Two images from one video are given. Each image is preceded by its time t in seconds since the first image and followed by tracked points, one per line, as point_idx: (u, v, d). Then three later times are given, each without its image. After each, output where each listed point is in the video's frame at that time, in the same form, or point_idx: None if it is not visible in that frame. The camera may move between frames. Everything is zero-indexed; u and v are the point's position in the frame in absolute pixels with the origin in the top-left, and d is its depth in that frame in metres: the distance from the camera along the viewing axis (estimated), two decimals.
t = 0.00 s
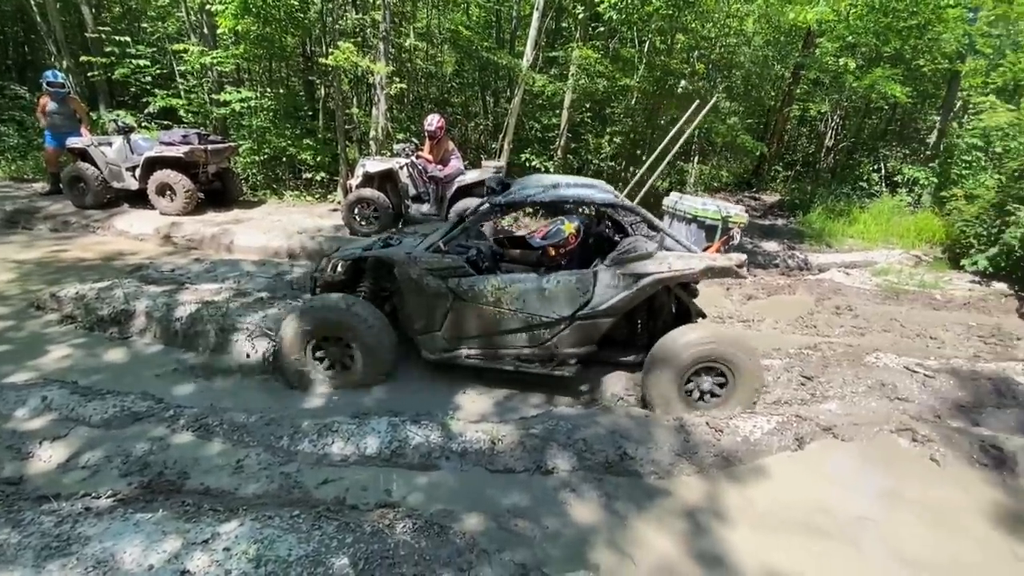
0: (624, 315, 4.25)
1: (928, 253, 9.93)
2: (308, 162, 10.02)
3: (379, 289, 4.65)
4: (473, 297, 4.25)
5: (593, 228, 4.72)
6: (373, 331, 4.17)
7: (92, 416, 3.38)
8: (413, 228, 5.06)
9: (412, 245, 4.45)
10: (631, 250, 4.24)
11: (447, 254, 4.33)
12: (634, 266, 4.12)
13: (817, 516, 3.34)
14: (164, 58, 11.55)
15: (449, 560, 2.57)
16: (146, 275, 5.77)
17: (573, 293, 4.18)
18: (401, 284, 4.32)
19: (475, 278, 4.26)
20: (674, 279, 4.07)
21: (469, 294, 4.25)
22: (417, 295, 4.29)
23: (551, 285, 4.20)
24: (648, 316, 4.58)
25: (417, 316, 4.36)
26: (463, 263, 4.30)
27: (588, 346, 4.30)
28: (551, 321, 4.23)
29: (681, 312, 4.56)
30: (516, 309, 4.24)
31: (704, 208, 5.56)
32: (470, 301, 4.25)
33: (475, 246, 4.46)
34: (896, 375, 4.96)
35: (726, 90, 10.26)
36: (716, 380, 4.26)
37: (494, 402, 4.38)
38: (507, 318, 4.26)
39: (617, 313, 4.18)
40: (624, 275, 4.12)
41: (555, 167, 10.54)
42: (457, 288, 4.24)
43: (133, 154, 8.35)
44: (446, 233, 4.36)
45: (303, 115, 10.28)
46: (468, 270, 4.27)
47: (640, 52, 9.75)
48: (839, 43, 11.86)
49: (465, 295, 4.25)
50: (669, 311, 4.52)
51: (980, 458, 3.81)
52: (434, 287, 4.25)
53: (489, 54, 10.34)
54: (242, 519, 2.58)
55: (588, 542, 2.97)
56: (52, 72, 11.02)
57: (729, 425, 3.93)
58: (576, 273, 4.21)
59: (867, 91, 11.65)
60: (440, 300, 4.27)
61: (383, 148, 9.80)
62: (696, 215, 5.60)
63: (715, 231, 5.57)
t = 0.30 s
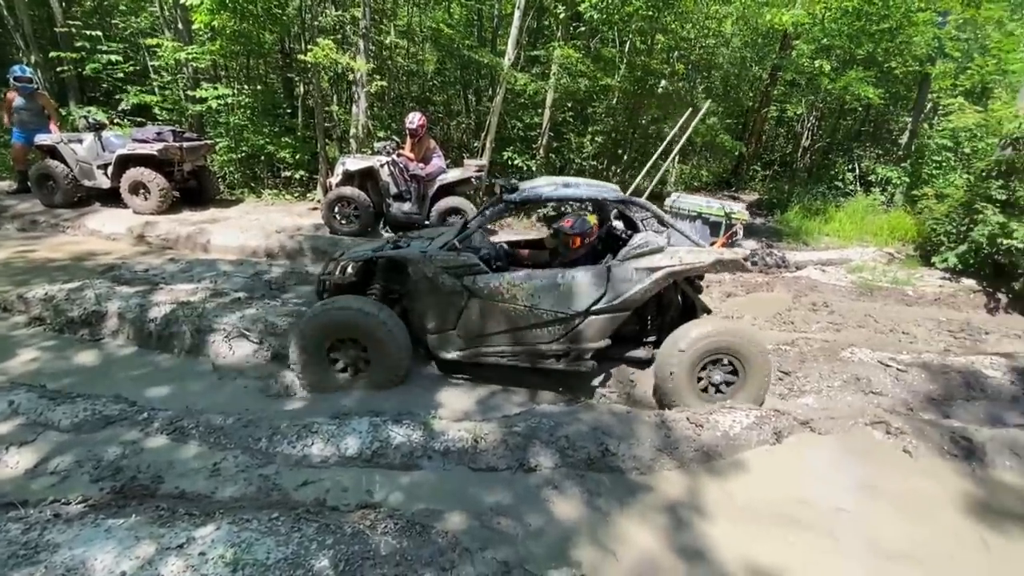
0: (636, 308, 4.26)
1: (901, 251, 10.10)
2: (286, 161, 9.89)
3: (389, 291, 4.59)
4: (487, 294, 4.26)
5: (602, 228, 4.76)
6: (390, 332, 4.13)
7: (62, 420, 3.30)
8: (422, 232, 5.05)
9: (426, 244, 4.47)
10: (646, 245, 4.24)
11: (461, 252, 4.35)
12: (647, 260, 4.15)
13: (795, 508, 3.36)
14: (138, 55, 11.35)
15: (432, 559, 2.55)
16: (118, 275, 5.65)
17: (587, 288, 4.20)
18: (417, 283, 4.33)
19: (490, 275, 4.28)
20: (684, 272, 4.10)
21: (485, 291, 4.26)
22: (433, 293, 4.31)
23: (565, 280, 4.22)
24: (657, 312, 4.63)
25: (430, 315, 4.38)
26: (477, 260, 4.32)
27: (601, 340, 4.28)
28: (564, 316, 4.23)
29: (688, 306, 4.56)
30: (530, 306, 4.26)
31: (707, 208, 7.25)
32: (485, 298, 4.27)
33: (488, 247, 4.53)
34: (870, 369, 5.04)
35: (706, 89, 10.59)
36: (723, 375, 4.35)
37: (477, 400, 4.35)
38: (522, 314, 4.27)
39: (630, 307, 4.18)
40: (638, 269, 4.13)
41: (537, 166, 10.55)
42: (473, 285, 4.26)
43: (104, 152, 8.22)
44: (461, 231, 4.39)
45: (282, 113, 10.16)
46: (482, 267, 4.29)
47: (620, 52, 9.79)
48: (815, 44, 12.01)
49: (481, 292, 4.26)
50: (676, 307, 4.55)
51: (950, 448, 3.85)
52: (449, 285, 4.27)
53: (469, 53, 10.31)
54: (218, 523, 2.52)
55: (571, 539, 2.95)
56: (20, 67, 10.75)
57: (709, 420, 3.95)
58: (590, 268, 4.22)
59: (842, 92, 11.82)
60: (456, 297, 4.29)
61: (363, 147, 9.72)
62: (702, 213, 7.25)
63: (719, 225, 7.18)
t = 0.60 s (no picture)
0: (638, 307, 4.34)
1: (872, 249, 10.29)
2: (261, 160, 9.74)
3: (390, 295, 4.61)
4: (493, 296, 4.25)
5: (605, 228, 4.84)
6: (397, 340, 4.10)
7: (26, 428, 3.22)
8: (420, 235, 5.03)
9: (430, 247, 4.46)
10: (648, 245, 4.34)
11: (467, 254, 4.35)
12: (650, 260, 4.25)
13: (768, 503, 3.41)
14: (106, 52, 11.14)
15: (408, 562, 2.54)
16: (86, 277, 5.54)
17: (592, 289, 4.24)
18: (421, 286, 4.31)
19: (495, 276, 4.28)
20: (686, 271, 4.22)
21: (490, 293, 4.25)
22: (437, 296, 4.29)
23: (572, 281, 4.25)
24: (657, 310, 4.71)
25: (434, 317, 4.34)
26: (482, 262, 4.33)
27: (606, 339, 4.34)
28: (571, 315, 4.28)
29: (687, 304, 4.67)
30: (537, 307, 4.27)
31: (706, 208, 7.47)
32: (491, 299, 4.25)
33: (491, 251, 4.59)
34: (841, 365, 5.13)
35: (683, 91, 10.45)
36: (723, 372, 4.41)
37: (454, 401, 4.34)
38: (528, 315, 4.28)
39: (634, 306, 4.27)
40: (642, 268, 4.22)
41: (517, 165, 10.54)
42: (479, 288, 4.23)
43: (70, 150, 8.08)
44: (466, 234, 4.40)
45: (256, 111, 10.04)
46: (487, 268, 4.29)
47: (599, 52, 9.84)
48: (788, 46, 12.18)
49: (486, 294, 4.24)
50: (675, 305, 4.65)
51: (917, 442, 3.93)
52: (455, 288, 4.25)
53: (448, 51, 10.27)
54: (188, 530, 2.49)
55: (548, 539, 2.96)
56: None
57: (685, 417, 3.98)
58: (594, 268, 4.27)
59: (815, 94, 12.02)
60: (461, 300, 4.26)
61: (341, 146, 9.64)
62: (701, 214, 7.46)
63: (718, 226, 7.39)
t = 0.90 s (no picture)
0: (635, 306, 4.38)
1: (845, 247, 10.43)
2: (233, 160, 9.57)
3: (387, 300, 4.48)
4: (492, 297, 4.25)
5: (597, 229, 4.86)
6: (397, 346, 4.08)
7: None
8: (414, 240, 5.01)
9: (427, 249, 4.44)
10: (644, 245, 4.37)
11: (465, 256, 4.35)
12: (646, 259, 4.29)
13: (743, 501, 3.42)
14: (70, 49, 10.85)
15: (380, 571, 2.49)
16: (48, 282, 5.38)
17: (590, 289, 4.26)
18: (420, 289, 4.29)
19: (493, 277, 4.28)
20: (681, 270, 4.28)
21: (489, 295, 4.25)
22: (436, 298, 4.26)
23: (570, 281, 4.26)
24: (653, 308, 4.72)
25: (432, 322, 4.31)
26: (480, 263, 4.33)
27: (604, 339, 4.35)
28: (569, 316, 4.29)
29: (681, 304, 4.75)
30: (536, 308, 4.28)
31: (697, 207, 7.51)
32: (490, 301, 4.25)
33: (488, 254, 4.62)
34: (813, 360, 5.19)
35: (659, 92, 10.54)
36: (720, 367, 4.45)
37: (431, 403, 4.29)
38: (527, 317, 4.29)
39: (631, 305, 4.30)
40: (638, 267, 4.26)
41: (495, 165, 10.50)
42: (477, 289, 4.23)
43: (31, 150, 7.76)
44: (465, 236, 4.40)
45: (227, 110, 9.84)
46: (486, 270, 4.29)
47: (576, 53, 9.84)
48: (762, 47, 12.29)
49: (485, 295, 4.24)
50: (670, 305, 4.71)
51: (886, 436, 3.99)
52: (453, 290, 4.24)
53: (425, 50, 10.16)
54: (152, 545, 2.42)
55: (525, 543, 2.93)
56: None
57: (661, 417, 3.98)
58: (591, 269, 4.29)
59: (788, 96, 12.16)
60: (460, 302, 4.25)
61: (316, 146, 9.51)
62: (693, 213, 7.50)
63: (710, 225, 7.45)
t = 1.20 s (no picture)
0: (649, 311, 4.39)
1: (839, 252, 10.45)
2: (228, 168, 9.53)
3: (399, 310, 4.46)
4: (507, 305, 4.22)
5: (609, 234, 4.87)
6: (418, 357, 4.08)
7: None
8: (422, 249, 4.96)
9: (440, 258, 4.40)
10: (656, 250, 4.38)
11: (480, 263, 4.32)
12: (658, 264, 4.31)
13: (744, 505, 3.37)
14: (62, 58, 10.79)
15: None
16: (41, 292, 5.32)
17: (603, 295, 4.27)
18: (434, 297, 4.21)
19: (508, 285, 4.25)
20: (693, 275, 4.31)
21: (504, 303, 4.21)
22: (451, 307, 4.20)
23: (584, 287, 4.26)
24: (665, 313, 4.72)
25: (447, 331, 4.23)
26: (494, 271, 4.29)
27: (617, 345, 4.38)
28: (584, 323, 4.28)
29: (691, 309, 4.76)
30: (551, 316, 4.26)
31: (706, 214, 7.51)
32: (505, 309, 4.22)
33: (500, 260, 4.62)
34: (810, 364, 5.18)
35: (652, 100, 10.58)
36: (733, 370, 4.45)
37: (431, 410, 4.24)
38: (542, 324, 4.26)
39: (644, 311, 4.32)
40: (650, 273, 4.27)
41: (491, 172, 10.49)
42: (492, 297, 4.20)
43: (22, 158, 7.68)
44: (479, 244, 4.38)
45: (221, 118, 9.80)
46: (500, 278, 4.26)
47: (571, 61, 9.85)
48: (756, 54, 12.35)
49: (500, 303, 4.21)
50: (680, 310, 4.72)
51: (884, 438, 3.96)
52: (469, 298, 4.19)
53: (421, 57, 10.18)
54: (151, 558, 2.37)
55: (529, 551, 2.88)
56: None
57: (663, 422, 3.94)
58: (604, 275, 4.30)
59: (781, 103, 12.21)
60: (475, 311, 4.20)
61: (313, 153, 9.48)
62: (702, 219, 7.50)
63: (718, 231, 7.45)
